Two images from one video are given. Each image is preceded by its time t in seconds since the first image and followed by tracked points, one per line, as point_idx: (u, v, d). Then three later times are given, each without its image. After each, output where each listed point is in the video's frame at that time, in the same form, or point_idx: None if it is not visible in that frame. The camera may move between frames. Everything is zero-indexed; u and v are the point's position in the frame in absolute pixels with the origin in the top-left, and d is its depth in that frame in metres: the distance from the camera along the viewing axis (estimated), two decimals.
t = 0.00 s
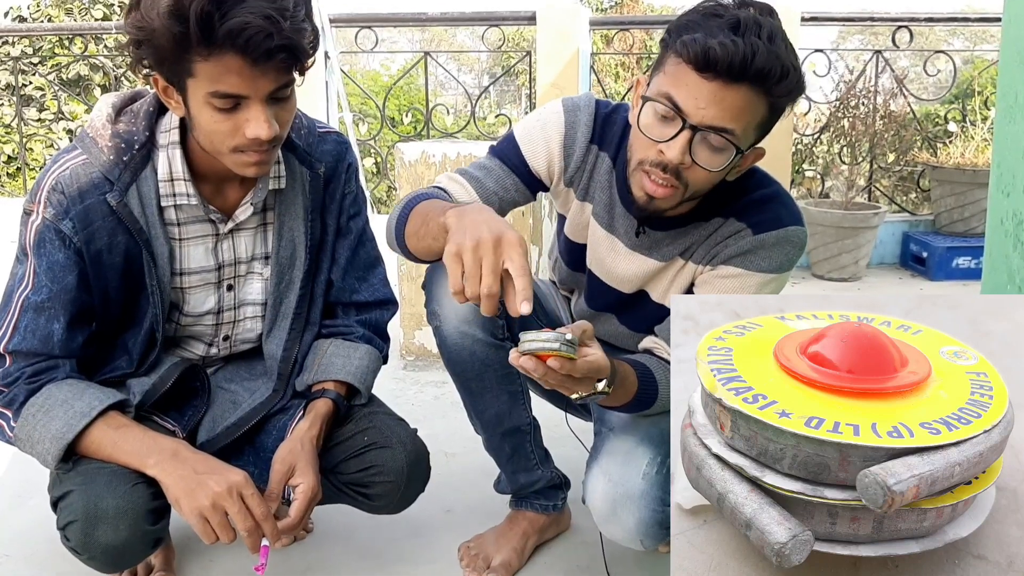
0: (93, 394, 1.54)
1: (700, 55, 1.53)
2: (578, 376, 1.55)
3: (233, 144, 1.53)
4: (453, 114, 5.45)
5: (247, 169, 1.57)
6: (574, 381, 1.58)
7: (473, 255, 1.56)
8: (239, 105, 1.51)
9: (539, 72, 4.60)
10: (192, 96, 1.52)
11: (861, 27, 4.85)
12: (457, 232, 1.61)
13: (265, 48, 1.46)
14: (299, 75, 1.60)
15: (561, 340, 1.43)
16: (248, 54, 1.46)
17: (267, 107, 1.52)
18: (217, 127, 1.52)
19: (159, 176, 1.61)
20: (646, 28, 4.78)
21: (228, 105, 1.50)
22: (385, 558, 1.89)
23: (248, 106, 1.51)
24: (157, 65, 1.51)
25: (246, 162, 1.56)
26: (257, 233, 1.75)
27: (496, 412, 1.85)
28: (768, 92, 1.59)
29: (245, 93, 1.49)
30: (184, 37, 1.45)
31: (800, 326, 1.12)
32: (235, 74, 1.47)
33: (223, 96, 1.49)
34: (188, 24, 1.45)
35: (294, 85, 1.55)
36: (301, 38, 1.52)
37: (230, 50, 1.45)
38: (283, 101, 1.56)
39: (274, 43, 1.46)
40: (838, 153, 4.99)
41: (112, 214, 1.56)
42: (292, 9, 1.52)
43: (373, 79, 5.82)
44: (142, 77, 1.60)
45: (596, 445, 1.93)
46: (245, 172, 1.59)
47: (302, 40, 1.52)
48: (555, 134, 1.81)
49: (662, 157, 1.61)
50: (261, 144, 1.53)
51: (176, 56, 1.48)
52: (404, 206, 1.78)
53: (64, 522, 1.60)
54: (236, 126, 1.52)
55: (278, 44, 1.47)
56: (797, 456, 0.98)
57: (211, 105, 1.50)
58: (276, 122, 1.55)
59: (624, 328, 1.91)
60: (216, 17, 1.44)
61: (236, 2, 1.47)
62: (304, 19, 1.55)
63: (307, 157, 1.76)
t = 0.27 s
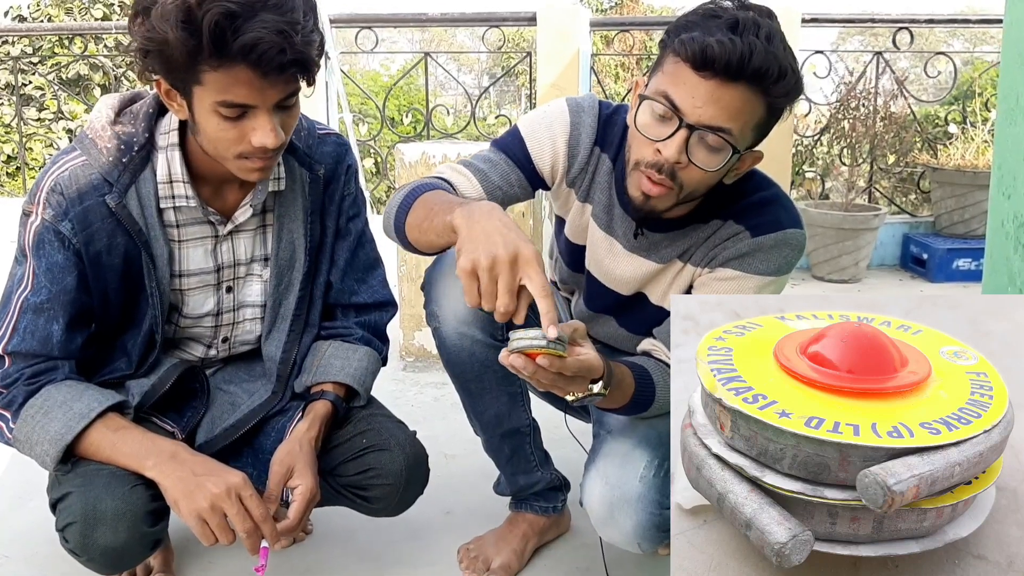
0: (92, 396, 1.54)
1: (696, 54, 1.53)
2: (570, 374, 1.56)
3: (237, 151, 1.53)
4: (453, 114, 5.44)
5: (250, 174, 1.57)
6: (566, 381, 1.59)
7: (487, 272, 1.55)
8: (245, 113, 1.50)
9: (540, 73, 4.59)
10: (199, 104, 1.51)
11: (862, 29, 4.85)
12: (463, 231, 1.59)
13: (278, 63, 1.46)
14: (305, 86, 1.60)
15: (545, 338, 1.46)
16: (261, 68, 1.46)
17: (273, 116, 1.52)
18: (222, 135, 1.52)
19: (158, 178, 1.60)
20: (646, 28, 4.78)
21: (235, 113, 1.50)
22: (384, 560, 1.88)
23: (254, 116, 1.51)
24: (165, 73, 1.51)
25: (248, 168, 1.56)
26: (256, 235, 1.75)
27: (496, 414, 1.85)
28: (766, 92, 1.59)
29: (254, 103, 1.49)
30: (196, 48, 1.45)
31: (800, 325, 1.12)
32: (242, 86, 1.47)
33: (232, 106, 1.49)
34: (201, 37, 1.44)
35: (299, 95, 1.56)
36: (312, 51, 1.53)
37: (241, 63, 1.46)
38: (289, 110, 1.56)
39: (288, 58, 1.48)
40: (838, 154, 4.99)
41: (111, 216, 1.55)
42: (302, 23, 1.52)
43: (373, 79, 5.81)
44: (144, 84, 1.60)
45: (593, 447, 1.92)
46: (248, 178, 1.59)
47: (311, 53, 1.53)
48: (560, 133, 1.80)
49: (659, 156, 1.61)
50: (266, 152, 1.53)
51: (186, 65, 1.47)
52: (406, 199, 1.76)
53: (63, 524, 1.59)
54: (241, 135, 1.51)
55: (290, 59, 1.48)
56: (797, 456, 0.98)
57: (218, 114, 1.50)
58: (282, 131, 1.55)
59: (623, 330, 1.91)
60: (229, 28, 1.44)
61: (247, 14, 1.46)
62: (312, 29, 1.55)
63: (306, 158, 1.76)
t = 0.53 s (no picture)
0: (91, 396, 1.54)
1: (700, 58, 1.53)
2: (570, 385, 1.56)
3: (238, 151, 1.53)
4: (454, 115, 5.45)
5: (251, 174, 1.57)
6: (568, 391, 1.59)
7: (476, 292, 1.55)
8: (246, 113, 1.50)
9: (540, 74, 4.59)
10: (198, 104, 1.51)
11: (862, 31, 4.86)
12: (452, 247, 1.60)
13: (279, 63, 1.47)
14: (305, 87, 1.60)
15: (547, 348, 1.45)
16: (261, 69, 1.46)
17: (273, 117, 1.52)
18: (222, 136, 1.52)
19: (157, 178, 1.60)
20: (647, 29, 4.78)
21: (235, 113, 1.50)
22: (383, 561, 1.88)
23: (255, 116, 1.51)
24: (166, 74, 1.50)
25: (248, 169, 1.56)
26: (256, 235, 1.75)
27: (495, 415, 1.85)
28: (770, 94, 1.59)
29: (254, 103, 1.49)
30: (197, 49, 1.45)
31: (800, 325, 1.12)
32: (243, 88, 1.47)
33: (232, 106, 1.49)
34: (202, 38, 1.44)
35: (299, 95, 1.56)
36: (312, 52, 1.53)
37: (241, 63, 1.46)
38: (289, 110, 1.56)
39: (288, 58, 1.48)
40: (839, 155, 4.99)
41: (110, 217, 1.55)
42: (303, 23, 1.52)
43: (374, 80, 5.82)
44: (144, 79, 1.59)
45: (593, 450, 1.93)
46: (249, 178, 1.59)
47: (312, 53, 1.53)
48: (560, 138, 1.80)
49: (664, 161, 1.61)
50: (266, 152, 1.53)
51: (187, 65, 1.47)
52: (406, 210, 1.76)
53: (62, 524, 1.59)
54: (242, 135, 1.51)
55: (291, 60, 1.48)
56: (796, 456, 0.98)
57: (218, 113, 1.50)
58: (282, 132, 1.55)
59: (623, 331, 1.91)
60: (231, 28, 1.44)
61: (248, 15, 1.46)
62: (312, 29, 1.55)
63: (305, 158, 1.76)
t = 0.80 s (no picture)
0: (89, 394, 1.53)
1: (703, 47, 1.54)
2: (593, 440, 1.55)
3: (236, 143, 1.52)
4: (453, 113, 5.44)
5: (249, 169, 1.57)
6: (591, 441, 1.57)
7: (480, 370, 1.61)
8: (242, 102, 1.50)
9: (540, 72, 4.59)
10: (195, 97, 1.51)
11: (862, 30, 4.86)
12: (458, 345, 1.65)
13: (273, 51, 1.46)
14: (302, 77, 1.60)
15: (571, 413, 1.40)
16: (257, 57, 1.46)
17: (271, 108, 1.52)
18: (221, 127, 1.51)
19: (155, 175, 1.60)
20: (647, 28, 4.77)
21: (232, 102, 1.50)
22: (381, 560, 1.88)
23: (252, 107, 1.51)
24: (161, 66, 1.50)
25: (247, 162, 1.56)
26: (253, 233, 1.74)
27: (494, 414, 1.85)
28: (773, 79, 1.59)
29: (250, 93, 1.49)
30: (192, 38, 1.44)
31: (800, 325, 1.12)
32: (239, 77, 1.47)
33: (227, 96, 1.49)
34: (196, 26, 1.44)
35: (296, 86, 1.55)
36: (307, 40, 1.52)
37: (237, 52, 1.45)
38: (286, 100, 1.55)
39: (283, 45, 1.47)
40: (838, 155, 4.98)
41: (108, 214, 1.55)
42: (299, 12, 1.52)
43: (374, 79, 5.81)
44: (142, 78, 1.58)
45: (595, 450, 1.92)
46: (246, 172, 1.58)
47: (307, 41, 1.53)
48: (550, 153, 1.80)
49: (673, 154, 1.60)
50: (265, 144, 1.53)
51: (182, 57, 1.47)
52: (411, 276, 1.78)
53: (60, 522, 1.59)
54: (240, 126, 1.51)
55: (286, 47, 1.48)
56: (797, 456, 0.98)
57: (213, 103, 1.49)
58: (281, 124, 1.54)
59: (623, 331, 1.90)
60: (226, 17, 1.44)
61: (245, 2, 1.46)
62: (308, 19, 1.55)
63: (303, 156, 1.75)
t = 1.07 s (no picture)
0: (86, 386, 1.52)
1: (680, 32, 1.55)
2: (597, 434, 1.55)
3: (232, 131, 1.52)
4: (451, 109, 5.43)
5: (246, 157, 1.56)
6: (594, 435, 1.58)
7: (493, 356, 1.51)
8: (239, 90, 1.49)
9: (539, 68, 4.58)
10: (192, 86, 1.50)
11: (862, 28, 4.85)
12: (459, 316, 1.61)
13: (269, 35, 1.46)
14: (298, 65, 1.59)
15: (567, 408, 1.39)
16: (253, 42, 1.45)
17: (268, 95, 1.51)
18: (216, 115, 1.50)
19: (152, 167, 1.59)
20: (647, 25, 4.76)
21: (228, 90, 1.49)
22: (378, 555, 1.87)
23: (248, 94, 1.50)
24: (157, 54, 1.49)
25: (245, 151, 1.55)
26: (251, 226, 1.73)
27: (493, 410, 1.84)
28: (753, 61, 1.60)
29: (248, 80, 1.48)
30: (187, 23, 1.44)
31: (800, 326, 1.11)
32: (237, 62, 1.46)
33: (225, 83, 1.48)
34: (192, 13, 1.43)
35: (292, 74, 1.55)
36: (304, 25, 1.52)
37: (233, 38, 1.45)
38: (283, 89, 1.54)
39: (279, 30, 1.47)
40: (837, 153, 4.98)
41: (105, 205, 1.54)
42: None
43: (372, 74, 5.80)
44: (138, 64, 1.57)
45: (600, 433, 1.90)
46: (244, 161, 1.57)
47: (304, 27, 1.52)
48: (546, 150, 1.79)
49: (659, 142, 1.60)
50: (262, 131, 1.52)
51: (179, 45, 1.46)
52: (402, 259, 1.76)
53: (57, 514, 1.58)
54: (237, 114, 1.50)
55: (282, 31, 1.47)
56: (797, 456, 0.97)
57: (212, 93, 1.49)
58: (277, 111, 1.53)
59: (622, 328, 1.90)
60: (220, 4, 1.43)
61: None
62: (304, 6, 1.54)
63: (300, 148, 1.74)
